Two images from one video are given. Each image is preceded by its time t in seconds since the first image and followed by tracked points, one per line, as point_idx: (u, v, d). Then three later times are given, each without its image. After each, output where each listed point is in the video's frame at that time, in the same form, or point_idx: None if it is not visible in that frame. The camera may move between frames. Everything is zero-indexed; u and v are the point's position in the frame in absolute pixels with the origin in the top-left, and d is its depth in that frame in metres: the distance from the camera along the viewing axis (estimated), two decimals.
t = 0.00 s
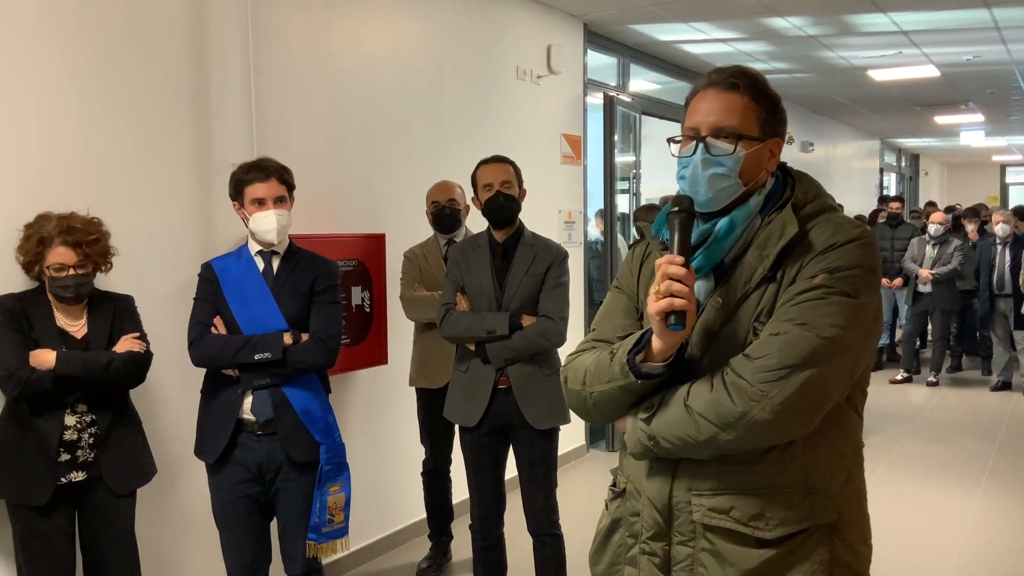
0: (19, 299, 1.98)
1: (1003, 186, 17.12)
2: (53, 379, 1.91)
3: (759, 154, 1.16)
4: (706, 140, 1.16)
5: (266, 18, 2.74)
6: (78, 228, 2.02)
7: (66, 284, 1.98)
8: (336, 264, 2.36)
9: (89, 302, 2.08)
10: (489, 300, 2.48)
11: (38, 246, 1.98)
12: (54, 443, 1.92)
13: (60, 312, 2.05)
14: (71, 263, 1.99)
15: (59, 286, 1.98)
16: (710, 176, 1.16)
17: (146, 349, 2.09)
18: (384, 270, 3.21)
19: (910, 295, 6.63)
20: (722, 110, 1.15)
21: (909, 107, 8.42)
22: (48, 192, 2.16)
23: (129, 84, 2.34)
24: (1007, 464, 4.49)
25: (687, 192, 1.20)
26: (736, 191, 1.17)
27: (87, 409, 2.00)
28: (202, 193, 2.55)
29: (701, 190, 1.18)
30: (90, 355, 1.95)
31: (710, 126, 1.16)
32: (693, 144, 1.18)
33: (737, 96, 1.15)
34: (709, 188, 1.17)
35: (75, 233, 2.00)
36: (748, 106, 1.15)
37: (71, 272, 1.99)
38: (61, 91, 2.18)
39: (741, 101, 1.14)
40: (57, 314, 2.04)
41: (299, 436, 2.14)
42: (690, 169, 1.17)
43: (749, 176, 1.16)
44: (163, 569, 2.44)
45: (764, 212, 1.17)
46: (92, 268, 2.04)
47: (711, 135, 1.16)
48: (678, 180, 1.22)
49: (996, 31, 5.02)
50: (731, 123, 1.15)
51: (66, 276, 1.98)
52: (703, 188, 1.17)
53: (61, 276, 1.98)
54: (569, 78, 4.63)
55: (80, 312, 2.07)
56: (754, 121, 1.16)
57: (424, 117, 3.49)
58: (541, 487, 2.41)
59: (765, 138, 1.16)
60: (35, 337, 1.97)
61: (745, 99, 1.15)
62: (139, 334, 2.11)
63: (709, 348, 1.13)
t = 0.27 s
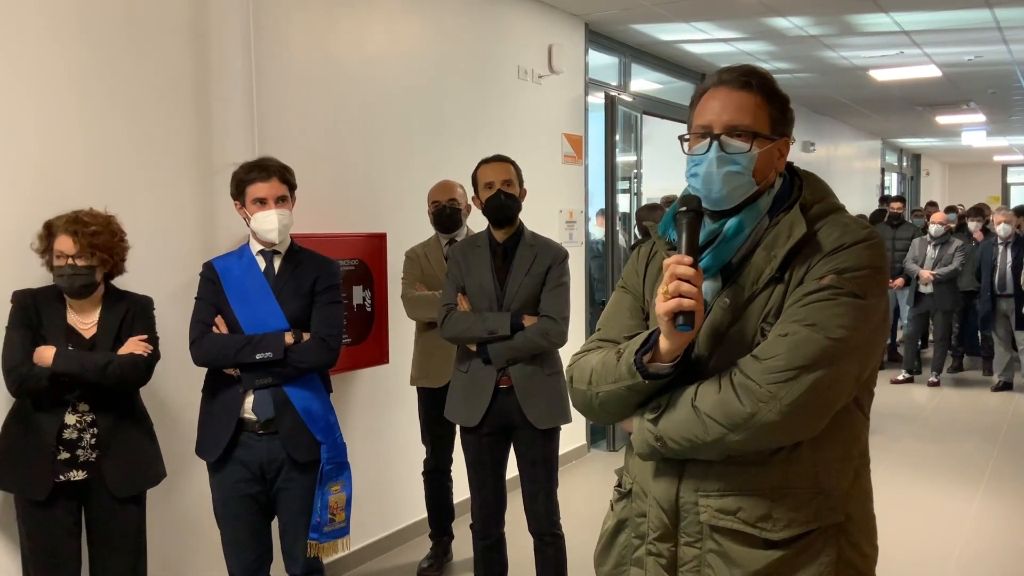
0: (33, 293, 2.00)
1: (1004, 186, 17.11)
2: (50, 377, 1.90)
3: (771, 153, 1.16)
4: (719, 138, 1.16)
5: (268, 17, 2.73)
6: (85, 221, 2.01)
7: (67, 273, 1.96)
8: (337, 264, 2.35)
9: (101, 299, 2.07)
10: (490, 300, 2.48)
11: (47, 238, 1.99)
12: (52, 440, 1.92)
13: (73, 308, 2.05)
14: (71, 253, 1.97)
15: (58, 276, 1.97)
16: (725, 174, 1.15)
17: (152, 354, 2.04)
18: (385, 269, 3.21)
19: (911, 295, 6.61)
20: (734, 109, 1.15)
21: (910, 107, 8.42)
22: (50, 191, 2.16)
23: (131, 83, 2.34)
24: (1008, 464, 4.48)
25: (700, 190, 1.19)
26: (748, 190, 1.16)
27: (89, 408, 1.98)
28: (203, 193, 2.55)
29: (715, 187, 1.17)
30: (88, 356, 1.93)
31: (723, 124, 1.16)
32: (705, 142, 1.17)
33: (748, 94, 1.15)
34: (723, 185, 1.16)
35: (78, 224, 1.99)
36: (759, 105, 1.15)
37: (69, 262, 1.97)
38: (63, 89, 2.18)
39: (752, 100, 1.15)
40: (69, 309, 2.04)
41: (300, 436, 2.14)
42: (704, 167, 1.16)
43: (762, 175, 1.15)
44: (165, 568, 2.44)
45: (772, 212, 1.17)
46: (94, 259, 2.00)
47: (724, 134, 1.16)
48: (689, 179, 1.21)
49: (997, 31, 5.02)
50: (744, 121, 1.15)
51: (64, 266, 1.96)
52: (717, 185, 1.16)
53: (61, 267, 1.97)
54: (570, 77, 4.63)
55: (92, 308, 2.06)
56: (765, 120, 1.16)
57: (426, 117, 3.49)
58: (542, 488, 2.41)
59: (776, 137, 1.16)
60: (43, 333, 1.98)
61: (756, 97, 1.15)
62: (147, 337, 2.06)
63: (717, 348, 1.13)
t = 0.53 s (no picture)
0: (48, 291, 2.02)
1: (1006, 185, 17.10)
2: (50, 379, 1.90)
3: (774, 154, 1.15)
4: (723, 140, 1.15)
5: (270, 16, 2.73)
6: (95, 221, 2.00)
7: (72, 273, 1.97)
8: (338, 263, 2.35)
9: (112, 302, 2.07)
10: (492, 299, 2.48)
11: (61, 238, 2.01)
12: (51, 439, 1.92)
13: (86, 309, 2.06)
14: (80, 255, 1.98)
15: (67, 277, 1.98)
16: (728, 177, 1.15)
17: (154, 362, 2.02)
18: (386, 268, 3.21)
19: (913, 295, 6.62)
20: (737, 110, 1.15)
21: (911, 107, 8.42)
22: (53, 191, 2.16)
23: (132, 83, 2.34)
24: (1009, 464, 4.48)
25: (703, 192, 1.19)
26: (752, 191, 1.16)
27: (89, 410, 1.97)
28: (205, 192, 2.54)
29: (718, 190, 1.17)
30: (84, 363, 1.91)
31: (726, 125, 1.15)
32: (708, 144, 1.17)
33: (752, 95, 1.14)
34: (726, 188, 1.16)
35: (88, 226, 1.99)
36: (762, 106, 1.15)
37: (78, 263, 1.97)
38: (64, 89, 2.18)
39: (756, 100, 1.14)
40: (82, 310, 2.05)
41: (301, 435, 2.14)
42: (707, 169, 1.16)
43: (766, 176, 1.15)
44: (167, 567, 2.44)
45: (777, 212, 1.17)
46: (101, 262, 1.99)
47: (728, 135, 1.16)
48: (692, 180, 1.21)
49: (999, 31, 5.02)
50: (747, 122, 1.15)
51: (72, 268, 1.97)
52: (720, 188, 1.16)
53: (71, 268, 1.98)
54: (572, 77, 4.62)
55: (103, 311, 2.06)
56: (768, 121, 1.15)
57: (427, 116, 3.48)
58: (543, 487, 2.41)
59: (780, 138, 1.16)
60: (51, 333, 1.99)
61: (760, 99, 1.14)
62: (150, 345, 2.04)
63: (721, 348, 1.13)
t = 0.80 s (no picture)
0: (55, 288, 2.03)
1: (1007, 185, 17.09)
2: (50, 379, 1.90)
3: (776, 154, 1.15)
4: (725, 140, 1.15)
5: (270, 16, 2.73)
6: (99, 219, 2.00)
7: (76, 271, 1.97)
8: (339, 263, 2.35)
9: (116, 302, 2.07)
10: (492, 298, 2.48)
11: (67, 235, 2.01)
12: (52, 438, 1.92)
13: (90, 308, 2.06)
14: (84, 253, 1.98)
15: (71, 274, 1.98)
16: (731, 178, 1.15)
17: (155, 363, 2.01)
18: (387, 268, 3.21)
19: (914, 295, 6.62)
20: (739, 110, 1.14)
21: (912, 106, 8.41)
22: (55, 190, 2.16)
23: (133, 82, 2.34)
24: (1010, 464, 4.48)
25: (705, 193, 1.18)
26: (754, 192, 1.16)
27: (90, 410, 1.97)
28: (205, 192, 2.54)
29: (721, 191, 1.16)
30: (84, 364, 1.91)
31: (729, 125, 1.15)
32: (711, 144, 1.17)
33: (754, 95, 1.14)
34: (729, 188, 1.15)
35: (93, 223, 1.99)
36: (764, 106, 1.15)
37: (82, 261, 1.98)
38: (65, 89, 2.18)
39: (758, 100, 1.14)
40: (86, 308, 2.06)
41: (302, 434, 2.14)
42: (710, 170, 1.15)
43: (768, 177, 1.15)
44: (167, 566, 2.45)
45: (778, 212, 1.17)
46: (105, 260, 1.99)
47: (730, 135, 1.15)
48: (694, 180, 1.20)
49: (1000, 30, 5.02)
50: (749, 122, 1.14)
51: (76, 265, 1.97)
52: (723, 189, 1.16)
53: (75, 265, 1.98)
54: (572, 76, 4.62)
55: (107, 310, 2.06)
56: (770, 121, 1.15)
57: (428, 115, 3.48)
58: (543, 487, 2.41)
59: (782, 138, 1.16)
60: (56, 331, 2.00)
61: (762, 99, 1.14)
62: (151, 346, 2.03)
63: (722, 348, 1.13)
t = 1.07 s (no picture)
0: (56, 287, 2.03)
1: (1008, 184, 17.08)
2: (53, 377, 1.90)
3: (780, 152, 1.15)
4: (734, 135, 1.15)
5: (271, 15, 2.73)
6: (100, 217, 2.00)
7: (77, 269, 1.97)
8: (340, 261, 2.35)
9: (117, 300, 2.07)
10: (493, 297, 2.48)
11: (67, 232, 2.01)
12: (54, 436, 1.93)
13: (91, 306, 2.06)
14: (84, 251, 1.98)
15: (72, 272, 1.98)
16: (740, 172, 1.13)
17: (159, 360, 2.02)
18: (388, 267, 3.21)
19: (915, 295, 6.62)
20: (746, 105, 1.15)
21: (913, 106, 8.41)
22: (56, 188, 2.16)
23: (134, 81, 2.34)
24: (1011, 463, 4.48)
25: (712, 187, 1.17)
26: (759, 188, 1.15)
27: (93, 408, 1.97)
28: (206, 190, 2.54)
29: (729, 185, 1.15)
30: (86, 362, 1.91)
31: (736, 121, 1.15)
32: (719, 139, 1.16)
33: (761, 91, 1.15)
34: (736, 182, 1.14)
35: (92, 222, 1.99)
36: (771, 103, 1.15)
37: (82, 259, 1.98)
38: (67, 88, 2.18)
39: (765, 96, 1.15)
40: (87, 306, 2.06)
41: (302, 433, 2.14)
42: (719, 164, 1.14)
43: (774, 174, 1.15)
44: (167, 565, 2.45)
45: (779, 209, 1.17)
46: (105, 259, 1.99)
47: (737, 130, 1.15)
48: (700, 176, 1.19)
49: (1001, 30, 5.02)
50: (757, 118, 1.14)
51: (77, 264, 1.97)
52: (731, 183, 1.14)
53: (76, 263, 1.98)
54: (573, 75, 4.62)
55: (108, 308, 2.06)
56: (776, 117, 1.15)
57: (429, 114, 3.48)
58: (544, 486, 2.41)
59: (788, 134, 1.16)
60: (58, 329, 2.00)
61: (768, 96, 1.15)
62: (154, 342, 2.03)
63: (722, 346, 1.13)
